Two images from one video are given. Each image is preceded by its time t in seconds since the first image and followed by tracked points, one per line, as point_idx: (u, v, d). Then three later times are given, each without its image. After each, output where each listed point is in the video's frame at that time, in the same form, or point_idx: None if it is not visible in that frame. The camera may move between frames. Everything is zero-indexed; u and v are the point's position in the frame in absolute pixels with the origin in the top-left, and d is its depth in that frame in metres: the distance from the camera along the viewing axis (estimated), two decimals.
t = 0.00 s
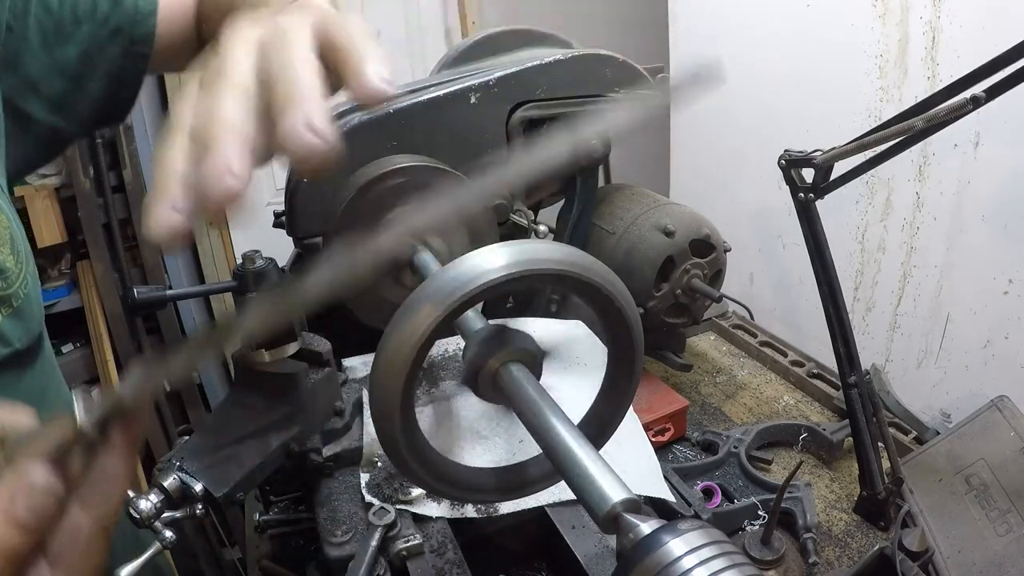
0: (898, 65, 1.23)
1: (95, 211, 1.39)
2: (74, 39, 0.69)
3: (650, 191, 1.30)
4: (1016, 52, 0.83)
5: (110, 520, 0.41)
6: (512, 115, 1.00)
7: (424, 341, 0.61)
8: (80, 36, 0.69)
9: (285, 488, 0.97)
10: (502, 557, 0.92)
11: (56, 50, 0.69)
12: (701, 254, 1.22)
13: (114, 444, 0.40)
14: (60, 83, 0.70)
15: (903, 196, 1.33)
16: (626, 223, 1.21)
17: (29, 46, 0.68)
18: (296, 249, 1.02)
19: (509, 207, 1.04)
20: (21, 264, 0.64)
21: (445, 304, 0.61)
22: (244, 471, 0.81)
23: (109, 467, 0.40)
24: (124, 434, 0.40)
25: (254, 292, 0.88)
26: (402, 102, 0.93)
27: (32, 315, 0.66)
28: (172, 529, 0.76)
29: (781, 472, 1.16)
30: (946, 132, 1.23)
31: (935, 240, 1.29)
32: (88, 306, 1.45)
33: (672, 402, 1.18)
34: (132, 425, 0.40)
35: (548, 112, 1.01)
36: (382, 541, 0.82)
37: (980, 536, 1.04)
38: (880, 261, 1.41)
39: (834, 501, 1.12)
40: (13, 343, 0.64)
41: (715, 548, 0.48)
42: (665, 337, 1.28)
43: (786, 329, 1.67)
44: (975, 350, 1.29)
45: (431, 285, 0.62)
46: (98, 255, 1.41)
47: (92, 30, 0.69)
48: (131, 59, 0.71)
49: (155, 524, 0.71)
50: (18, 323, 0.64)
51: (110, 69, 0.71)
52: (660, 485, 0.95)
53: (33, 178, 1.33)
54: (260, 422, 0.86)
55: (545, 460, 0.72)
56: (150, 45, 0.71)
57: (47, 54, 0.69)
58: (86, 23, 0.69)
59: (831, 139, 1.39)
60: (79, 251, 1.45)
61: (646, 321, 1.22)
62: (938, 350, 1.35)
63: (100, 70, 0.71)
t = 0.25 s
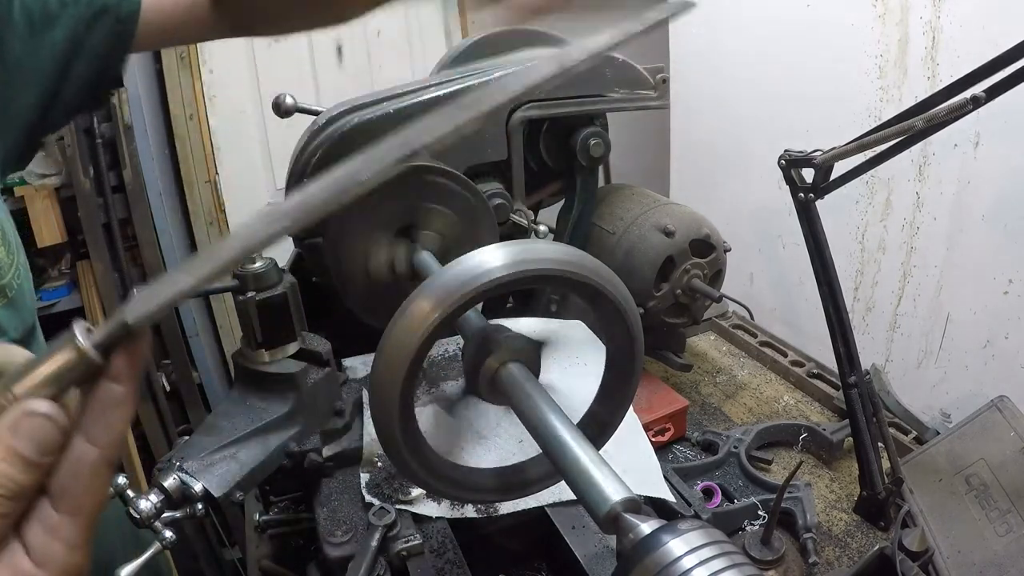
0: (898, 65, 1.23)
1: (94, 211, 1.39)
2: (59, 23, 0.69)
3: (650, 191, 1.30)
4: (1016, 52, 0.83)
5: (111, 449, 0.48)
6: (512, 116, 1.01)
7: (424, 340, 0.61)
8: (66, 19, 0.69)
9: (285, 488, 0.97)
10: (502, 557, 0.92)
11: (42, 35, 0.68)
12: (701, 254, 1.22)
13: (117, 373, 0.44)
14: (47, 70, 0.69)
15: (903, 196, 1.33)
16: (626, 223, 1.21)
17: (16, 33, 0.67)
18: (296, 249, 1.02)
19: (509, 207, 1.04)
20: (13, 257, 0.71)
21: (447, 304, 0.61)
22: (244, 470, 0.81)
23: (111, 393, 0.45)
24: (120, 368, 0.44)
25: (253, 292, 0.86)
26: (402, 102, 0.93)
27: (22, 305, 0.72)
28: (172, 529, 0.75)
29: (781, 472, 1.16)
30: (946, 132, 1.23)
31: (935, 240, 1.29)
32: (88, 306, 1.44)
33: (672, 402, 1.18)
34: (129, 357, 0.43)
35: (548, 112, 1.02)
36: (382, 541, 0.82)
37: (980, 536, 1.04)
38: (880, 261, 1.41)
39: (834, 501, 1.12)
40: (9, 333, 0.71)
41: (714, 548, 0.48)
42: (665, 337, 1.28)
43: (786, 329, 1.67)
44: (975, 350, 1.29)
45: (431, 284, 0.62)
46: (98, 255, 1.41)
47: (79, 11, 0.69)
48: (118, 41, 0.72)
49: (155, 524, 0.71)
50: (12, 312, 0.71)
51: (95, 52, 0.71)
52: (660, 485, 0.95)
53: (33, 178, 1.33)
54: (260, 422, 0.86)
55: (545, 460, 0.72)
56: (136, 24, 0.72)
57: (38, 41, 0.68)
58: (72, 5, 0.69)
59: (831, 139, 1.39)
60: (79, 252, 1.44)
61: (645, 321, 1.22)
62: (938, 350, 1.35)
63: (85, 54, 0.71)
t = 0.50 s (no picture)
0: (898, 65, 1.25)
1: (94, 211, 1.45)
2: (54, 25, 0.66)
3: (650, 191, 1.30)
4: (1016, 52, 0.83)
5: (133, 419, 0.44)
6: (512, 117, 1.01)
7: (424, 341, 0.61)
8: (60, 20, 0.66)
9: (285, 488, 0.97)
10: (502, 557, 0.92)
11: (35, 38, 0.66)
12: (701, 254, 1.22)
13: (139, 354, 0.45)
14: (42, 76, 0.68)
15: (903, 196, 1.33)
16: (626, 223, 1.21)
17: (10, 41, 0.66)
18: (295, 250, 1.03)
19: (509, 207, 1.05)
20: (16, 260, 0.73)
21: (446, 305, 0.61)
22: (244, 470, 0.81)
23: (133, 368, 0.45)
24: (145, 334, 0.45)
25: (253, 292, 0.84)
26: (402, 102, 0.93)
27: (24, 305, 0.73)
28: (171, 528, 0.76)
29: (781, 472, 1.16)
30: (946, 132, 1.23)
31: (935, 240, 1.29)
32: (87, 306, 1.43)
33: (672, 402, 1.18)
34: (154, 331, 0.45)
35: (547, 113, 1.02)
36: (382, 541, 0.82)
37: (980, 536, 1.04)
38: (880, 261, 1.41)
39: (834, 501, 1.12)
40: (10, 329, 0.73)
41: (714, 548, 0.48)
42: (665, 337, 1.28)
43: (786, 329, 1.67)
44: (975, 350, 1.29)
45: (431, 283, 0.62)
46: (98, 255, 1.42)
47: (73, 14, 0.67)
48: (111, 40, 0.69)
49: (155, 524, 0.71)
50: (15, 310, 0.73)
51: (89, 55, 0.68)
52: (660, 485, 0.95)
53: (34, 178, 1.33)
54: (260, 422, 0.86)
55: (545, 460, 0.72)
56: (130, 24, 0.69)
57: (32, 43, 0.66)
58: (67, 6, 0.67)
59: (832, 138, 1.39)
60: (79, 251, 1.46)
61: (645, 320, 1.22)
62: (938, 350, 1.35)
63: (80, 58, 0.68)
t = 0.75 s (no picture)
0: (898, 65, 1.23)
1: (94, 211, 1.42)
2: (63, 22, 0.70)
3: (650, 191, 1.30)
4: (1016, 52, 0.83)
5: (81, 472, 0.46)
6: (512, 115, 1.02)
7: (424, 340, 0.60)
8: (71, 18, 0.71)
9: (285, 488, 0.97)
10: (502, 557, 0.92)
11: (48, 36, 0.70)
12: (701, 254, 1.22)
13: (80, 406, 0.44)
14: (50, 70, 0.71)
15: (903, 196, 1.33)
16: (626, 223, 1.21)
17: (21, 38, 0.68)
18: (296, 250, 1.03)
19: (509, 207, 1.04)
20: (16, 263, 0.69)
21: (446, 304, 0.61)
22: (244, 470, 0.81)
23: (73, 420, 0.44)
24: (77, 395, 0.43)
25: (253, 292, 0.87)
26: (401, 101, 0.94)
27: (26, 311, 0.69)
28: (171, 528, 0.75)
29: (781, 472, 1.17)
30: (946, 132, 1.23)
31: (935, 240, 1.29)
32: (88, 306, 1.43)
33: (671, 402, 1.18)
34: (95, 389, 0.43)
35: (547, 112, 1.02)
36: (382, 541, 0.82)
37: (981, 536, 1.04)
38: (880, 261, 1.41)
39: (834, 501, 1.12)
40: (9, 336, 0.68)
41: (714, 548, 0.48)
42: (666, 337, 1.28)
43: (786, 329, 1.67)
44: (975, 350, 1.29)
45: (430, 284, 0.62)
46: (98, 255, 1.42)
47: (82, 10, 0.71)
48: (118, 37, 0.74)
49: (155, 524, 0.70)
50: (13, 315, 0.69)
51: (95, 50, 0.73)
52: (660, 485, 0.95)
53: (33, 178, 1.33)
54: (260, 422, 0.86)
55: (545, 460, 0.72)
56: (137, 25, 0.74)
57: (44, 43, 0.69)
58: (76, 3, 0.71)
59: (832, 138, 1.39)
60: (79, 251, 1.46)
61: (645, 320, 1.22)
62: (938, 350, 1.35)
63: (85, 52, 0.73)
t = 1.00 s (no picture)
0: (898, 65, 1.23)
1: (94, 211, 1.41)
2: (72, 32, 0.69)
3: (650, 191, 1.30)
4: (1016, 52, 0.83)
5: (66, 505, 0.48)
6: (512, 116, 1.02)
7: (426, 340, 0.61)
8: (80, 28, 0.69)
9: (285, 488, 0.97)
10: (502, 557, 0.92)
11: (56, 45, 0.69)
12: (701, 254, 1.22)
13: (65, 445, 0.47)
14: (57, 78, 0.69)
15: (903, 196, 1.33)
16: (626, 223, 1.21)
17: (32, 45, 0.67)
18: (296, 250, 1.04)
19: (509, 207, 1.04)
20: (25, 266, 0.65)
21: (447, 304, 0.61)
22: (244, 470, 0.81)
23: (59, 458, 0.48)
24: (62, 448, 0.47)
25: (253, 292, 0.87)
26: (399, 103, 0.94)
27: (32, 316, 0.66)
28: (171, 528, 0.75)
29: (781, 472, 1.17)
30: (946, 132, 1.23)
31: (935, 240, 1.29)
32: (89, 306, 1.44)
33: (671, 402, 1.18)
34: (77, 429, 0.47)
35: (547, 112, 1.02)
36: (382, 541, 0.82)
37: (981, 536, 1.04)
38: (880, 261, 1.41)
39: (834, 501, 1.12)
40: (14, 344, 0.64)
41: (714, 548, 0.48)
42: (666, 337, 1.28)
43: (786, 329, 1.67)
44: (975, 350, 1.29)
45: (431, 285, 0.62)
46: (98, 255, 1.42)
47: (91, 20, 0.69)
48: (130, 49, 0.70)
49: (155, 524, 0.70)
50: (20, 322, 0.65)
51: (104, 61, 0.71)
52: (660, 485, 0.95)
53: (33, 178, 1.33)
54: (260, 422, 0.86)
55: (545, 460, 0.72)
56: (147, 36, 0.70)
57: (51, 50, 0.68)
58: (85, 14, 0.69)
59: (832, 138, 1.39)
60: (79, 252, 1.45)
61: (645, 320, 1.22)
62: (938, 350, 1.35)
63: (95, 62, 0.71)
